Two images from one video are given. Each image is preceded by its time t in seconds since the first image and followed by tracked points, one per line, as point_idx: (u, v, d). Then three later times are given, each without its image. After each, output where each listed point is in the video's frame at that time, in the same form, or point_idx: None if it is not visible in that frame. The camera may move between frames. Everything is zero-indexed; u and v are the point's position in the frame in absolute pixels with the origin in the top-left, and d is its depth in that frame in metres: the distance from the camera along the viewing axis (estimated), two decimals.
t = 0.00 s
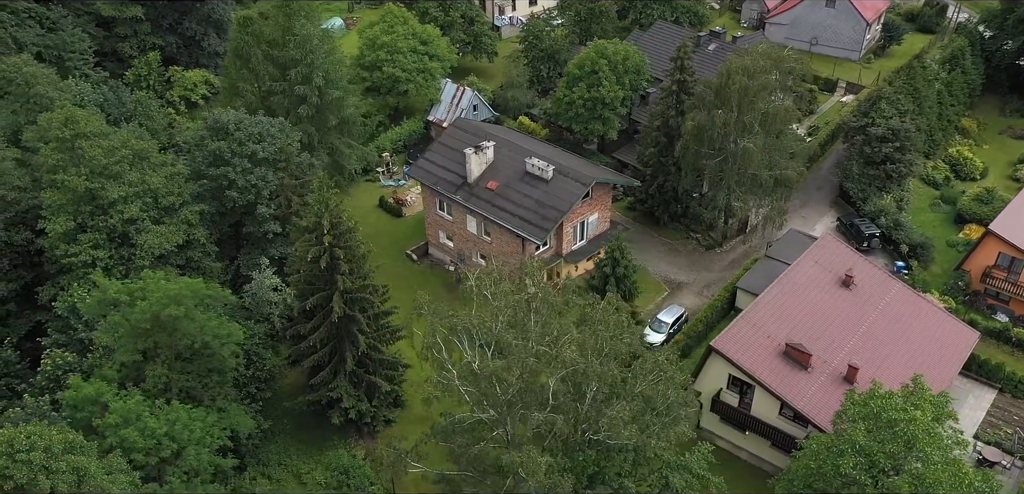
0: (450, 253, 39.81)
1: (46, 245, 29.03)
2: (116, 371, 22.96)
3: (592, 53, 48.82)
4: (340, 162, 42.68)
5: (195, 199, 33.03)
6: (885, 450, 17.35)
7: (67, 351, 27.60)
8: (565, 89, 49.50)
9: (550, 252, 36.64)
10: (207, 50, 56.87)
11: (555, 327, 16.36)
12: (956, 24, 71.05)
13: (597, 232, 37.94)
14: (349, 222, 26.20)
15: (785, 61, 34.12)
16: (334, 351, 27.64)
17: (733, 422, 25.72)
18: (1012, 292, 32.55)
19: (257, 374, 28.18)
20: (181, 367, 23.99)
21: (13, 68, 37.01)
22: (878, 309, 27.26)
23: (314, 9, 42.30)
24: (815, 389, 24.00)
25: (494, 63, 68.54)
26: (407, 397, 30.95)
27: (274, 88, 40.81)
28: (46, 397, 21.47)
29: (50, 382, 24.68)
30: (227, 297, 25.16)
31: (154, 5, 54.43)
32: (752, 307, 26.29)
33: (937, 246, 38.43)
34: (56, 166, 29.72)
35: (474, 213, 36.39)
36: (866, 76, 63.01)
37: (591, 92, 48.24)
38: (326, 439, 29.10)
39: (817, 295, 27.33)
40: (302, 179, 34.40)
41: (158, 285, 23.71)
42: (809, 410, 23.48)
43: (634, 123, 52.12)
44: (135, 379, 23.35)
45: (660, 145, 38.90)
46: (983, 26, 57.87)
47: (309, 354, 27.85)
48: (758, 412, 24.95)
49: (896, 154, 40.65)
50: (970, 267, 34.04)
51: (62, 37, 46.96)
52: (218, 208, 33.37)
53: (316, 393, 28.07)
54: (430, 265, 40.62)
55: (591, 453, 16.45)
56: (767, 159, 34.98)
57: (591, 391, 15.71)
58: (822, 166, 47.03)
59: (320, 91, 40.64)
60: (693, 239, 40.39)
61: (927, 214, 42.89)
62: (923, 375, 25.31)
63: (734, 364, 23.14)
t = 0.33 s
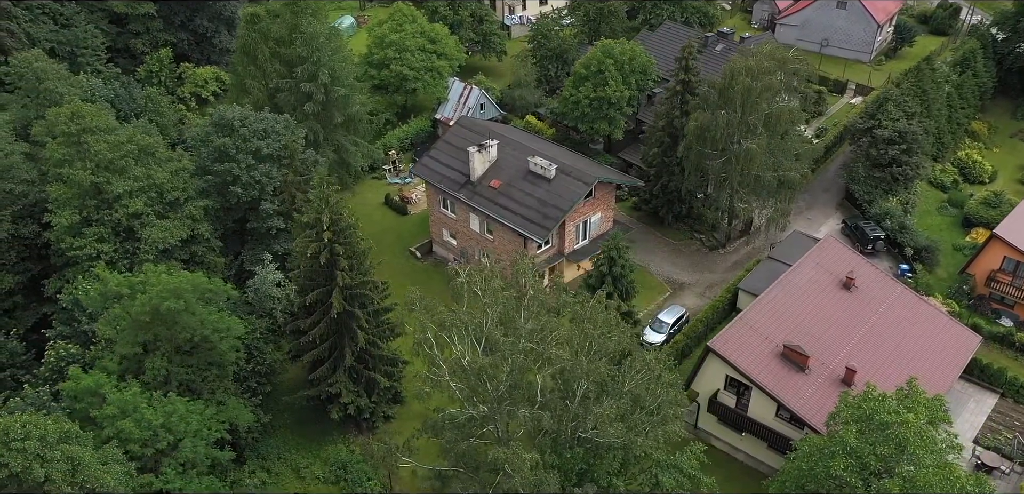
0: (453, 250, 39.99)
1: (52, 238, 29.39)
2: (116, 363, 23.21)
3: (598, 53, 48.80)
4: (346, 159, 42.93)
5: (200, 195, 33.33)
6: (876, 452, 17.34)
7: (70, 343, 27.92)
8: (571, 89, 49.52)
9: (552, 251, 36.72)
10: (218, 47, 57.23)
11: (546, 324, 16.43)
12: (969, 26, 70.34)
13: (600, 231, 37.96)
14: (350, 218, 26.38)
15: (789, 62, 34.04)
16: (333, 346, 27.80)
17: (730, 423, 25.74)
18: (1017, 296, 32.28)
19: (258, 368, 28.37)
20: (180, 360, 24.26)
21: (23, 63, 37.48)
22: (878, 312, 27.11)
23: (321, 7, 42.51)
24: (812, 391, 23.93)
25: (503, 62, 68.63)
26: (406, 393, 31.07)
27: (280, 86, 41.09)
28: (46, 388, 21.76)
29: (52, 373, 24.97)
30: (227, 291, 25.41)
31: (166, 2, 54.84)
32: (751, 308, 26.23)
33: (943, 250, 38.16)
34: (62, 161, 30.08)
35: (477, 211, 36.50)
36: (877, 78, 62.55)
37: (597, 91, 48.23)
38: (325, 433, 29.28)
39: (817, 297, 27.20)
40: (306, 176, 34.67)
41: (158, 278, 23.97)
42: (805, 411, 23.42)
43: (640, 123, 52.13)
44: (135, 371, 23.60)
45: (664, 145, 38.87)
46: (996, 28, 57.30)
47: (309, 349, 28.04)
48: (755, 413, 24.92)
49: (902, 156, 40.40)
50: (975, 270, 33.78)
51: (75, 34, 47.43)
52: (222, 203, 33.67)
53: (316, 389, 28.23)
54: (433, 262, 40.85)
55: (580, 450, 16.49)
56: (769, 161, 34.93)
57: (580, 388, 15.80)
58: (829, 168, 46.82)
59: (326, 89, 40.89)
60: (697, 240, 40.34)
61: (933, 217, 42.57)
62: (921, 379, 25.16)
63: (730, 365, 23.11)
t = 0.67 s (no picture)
0: (456, 248, 40.16)
1: (58, 230, 29.78)
2: (117, 354, 23.52)
3: (606, 53, 48.74)
4: (352, 157, 43.16)
5: (205, 190, 33.65)
6: (866, 454, 17.34)
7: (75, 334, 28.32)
8: (578, 89, 49.50)
9: (554, 250, 36.77)
10: (230, 44, 57.70)
11: (535, 322, 16.50)
12: (985, 29, 69.53)
13: (603, 231, 38.01)
14: (350, 214, 26.57)
15: (794, 64, 33.87)
16: (333, 341, 27.98)
17: (727, 424, 25.73)
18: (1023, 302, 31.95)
19: (258, 362, 28.61)
20: (180, 352, 24.55)
21: (36, 58, 38.00)
22: (878, 315, 26.96)
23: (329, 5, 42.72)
24: (808, 393, 23.84)
25: (513, 61, 68.66)
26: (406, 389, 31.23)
27: (288, 83, 41.35)
28: (46, 378, 22.03)
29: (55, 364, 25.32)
30: (227, 284, 25.65)
31: None
32: (749, 309, 26.17)
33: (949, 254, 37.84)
34: (70, 154, 30.47)
35: (480, 209, 36.60)
36: (889, 80, 62.05)
37: (604, 91, 48.19)
38: (324, 428, 29.50)
39: (817, 299, 27.09)
40: (310, 172, 34.92)
41: (160, 272, 24.27)
42: (801, 413, 23.34)
43: (648, 124, 52.02)
44: (135, 363, 23.90)
45: (668, 145, 38.81)
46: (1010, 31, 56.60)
47: (310, 344, 28.24)
48: (751, 415, 24.89)
49: (910, 159, 40.09)
50: (980, 275, 33.49)
51: (90, 29, 47.99)
52: (227, 199, 33.98)
53: (316, 384, 28.42)
54: (437, 259, 41.08)
55: (568, 446, 16.52)
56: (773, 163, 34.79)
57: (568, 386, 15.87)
58: (836, 170, 46.57)
59: (332, 86, 41.12)
60: (701, 240, 40.27)
61: (941, 221, 42.21)
62: (919, 383, 25.01)
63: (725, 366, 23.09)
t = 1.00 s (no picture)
0: (461, 246, 40.30)
1: (65, 223, 30.13)
2: (117, 346, 23.79)
3: (613, 52, 48.68)
4: (358, 154, 43.34)
5: (211, 185, 33.95)
6: (857, 456, 17.36)
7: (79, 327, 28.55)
8: (585, 88, 49.51)
9: (557, 249, 36.83)
10: (241, 41, 58.01)
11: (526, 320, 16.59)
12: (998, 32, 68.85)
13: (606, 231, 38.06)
14: (350, 211, 26.76)
15: (798, 64, 33.76)
16: (333, 336, 28.18)
17: (724, 425, 25.78)
18: None
19: (260, 356, 28.85)
20: (181, 345, 24.86)
21: (47, 54, 38.39)
22: (878, 318, 26.85)
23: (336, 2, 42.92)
24: (804, 394, 23.79)
25: (522, 60, 68.67)
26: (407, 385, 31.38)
27: (294, 79, 41.60)
28: (47, 370, 22.30)
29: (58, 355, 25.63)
30: (228, 279, 25.89)
31: None
32: (749, 310, 26.12)
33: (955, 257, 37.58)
34: (77, 149, 30.82)
35: (483, 208, 36.71)
36: (899, 82, 61.56)
37: (610, 91, 48.15)
38: (325, 423, 29.74)
39: (817, 301, 27.00)
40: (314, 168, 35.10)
41: (160, 265, 24.54)
42: (797, 414, 23.30)
43: (654, 124, 51.95)
44: (136, 355, 24.18)
45: (673, 145, 38.78)
46: None
47: (311, 339, 28.45)
48: (748, 416, 24.88)
49: (916, 162, 39.85)
50: (985, 279, 33.27)
51: (103, 26, 48.41)
52: (233, 194, 34.29)
53: (317, 379, 28.62)
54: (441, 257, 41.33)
55: (557, 444, 16.62)
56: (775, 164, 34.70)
57: (559, 384, 16.02)
58: (843, 172, 46.32)
59: (338, 84, 41.33)
60: (705, 241, 40.22)
61: (947, 225, 41.93)
62: (918, 386, 24.90)
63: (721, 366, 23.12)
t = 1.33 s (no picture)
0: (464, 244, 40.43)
1: (72, 217, 30.47)
2: (119, 339, 24.06)
3: (620, 53, 48.64)
4: (363, 152, 43.51)
5: (216, 181, 34.23)
6: (848, 458, 17.37)
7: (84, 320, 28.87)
8: (591, 88, 49.51)
9: (559, 248, 36.88)
10: (252, 38, 58.33)
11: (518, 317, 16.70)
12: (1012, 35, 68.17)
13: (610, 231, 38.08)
14: (351, 208, 26.96)
15: (802, 66, 33.65)
16: (334, 332, 28.37)
17: (720, 425, 25.79)
18: None
19: (262, 351, 29.07)
20: (181, 339, 25.10)
21: (59, 50, 38.77)
22: (879, 321, 26.72)
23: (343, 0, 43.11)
24: (801, 396, 23.73)
25: (531, 60, 68.67)
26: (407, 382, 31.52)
27: (301, 77, 41.81)
28: (49, 362, 22.62)
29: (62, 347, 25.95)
30: (230, 273, 26.12)
31: None
32: (749, 311, 26.05)
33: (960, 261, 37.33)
34: (84, 144, 31.14)
35: (486, 206, 36.80)
36: (910, 85, 61.09)
37: (616, 91, 48.11)
38: (324, 418, 29.89)
39: (817, 303, 26.89)
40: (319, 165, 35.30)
41: (162, 259, 24.79)
42: (793, 416, 23.25)
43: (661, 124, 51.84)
44: (138, 347, 24.45)
45: (677, 146, 38.74)
46: None
47: (311, 335, 28.65)
48: (745, 417, 24.85)
49: (922, 165, 39.59)
50: (989, 283, 33.06)
51: (115, 22, 48.82)
52: (237, 190, 34.56)
53: (317, 374, 28.82)
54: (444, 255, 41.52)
55: (545, 441, 16.69)
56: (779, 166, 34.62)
57: (549, 381, 16.13)
58: (850, 174, 46.08)
59: (345, 81, 41.51)
60: (709, 242, 40.15)
61: (954, 228, 41.65)
62: (916, 390, 24.78)
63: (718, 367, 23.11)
